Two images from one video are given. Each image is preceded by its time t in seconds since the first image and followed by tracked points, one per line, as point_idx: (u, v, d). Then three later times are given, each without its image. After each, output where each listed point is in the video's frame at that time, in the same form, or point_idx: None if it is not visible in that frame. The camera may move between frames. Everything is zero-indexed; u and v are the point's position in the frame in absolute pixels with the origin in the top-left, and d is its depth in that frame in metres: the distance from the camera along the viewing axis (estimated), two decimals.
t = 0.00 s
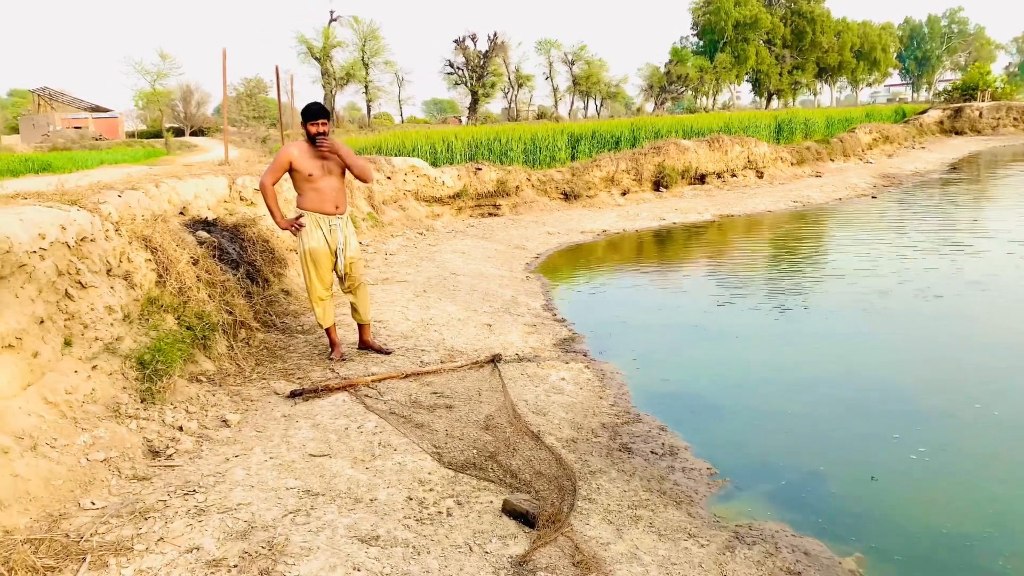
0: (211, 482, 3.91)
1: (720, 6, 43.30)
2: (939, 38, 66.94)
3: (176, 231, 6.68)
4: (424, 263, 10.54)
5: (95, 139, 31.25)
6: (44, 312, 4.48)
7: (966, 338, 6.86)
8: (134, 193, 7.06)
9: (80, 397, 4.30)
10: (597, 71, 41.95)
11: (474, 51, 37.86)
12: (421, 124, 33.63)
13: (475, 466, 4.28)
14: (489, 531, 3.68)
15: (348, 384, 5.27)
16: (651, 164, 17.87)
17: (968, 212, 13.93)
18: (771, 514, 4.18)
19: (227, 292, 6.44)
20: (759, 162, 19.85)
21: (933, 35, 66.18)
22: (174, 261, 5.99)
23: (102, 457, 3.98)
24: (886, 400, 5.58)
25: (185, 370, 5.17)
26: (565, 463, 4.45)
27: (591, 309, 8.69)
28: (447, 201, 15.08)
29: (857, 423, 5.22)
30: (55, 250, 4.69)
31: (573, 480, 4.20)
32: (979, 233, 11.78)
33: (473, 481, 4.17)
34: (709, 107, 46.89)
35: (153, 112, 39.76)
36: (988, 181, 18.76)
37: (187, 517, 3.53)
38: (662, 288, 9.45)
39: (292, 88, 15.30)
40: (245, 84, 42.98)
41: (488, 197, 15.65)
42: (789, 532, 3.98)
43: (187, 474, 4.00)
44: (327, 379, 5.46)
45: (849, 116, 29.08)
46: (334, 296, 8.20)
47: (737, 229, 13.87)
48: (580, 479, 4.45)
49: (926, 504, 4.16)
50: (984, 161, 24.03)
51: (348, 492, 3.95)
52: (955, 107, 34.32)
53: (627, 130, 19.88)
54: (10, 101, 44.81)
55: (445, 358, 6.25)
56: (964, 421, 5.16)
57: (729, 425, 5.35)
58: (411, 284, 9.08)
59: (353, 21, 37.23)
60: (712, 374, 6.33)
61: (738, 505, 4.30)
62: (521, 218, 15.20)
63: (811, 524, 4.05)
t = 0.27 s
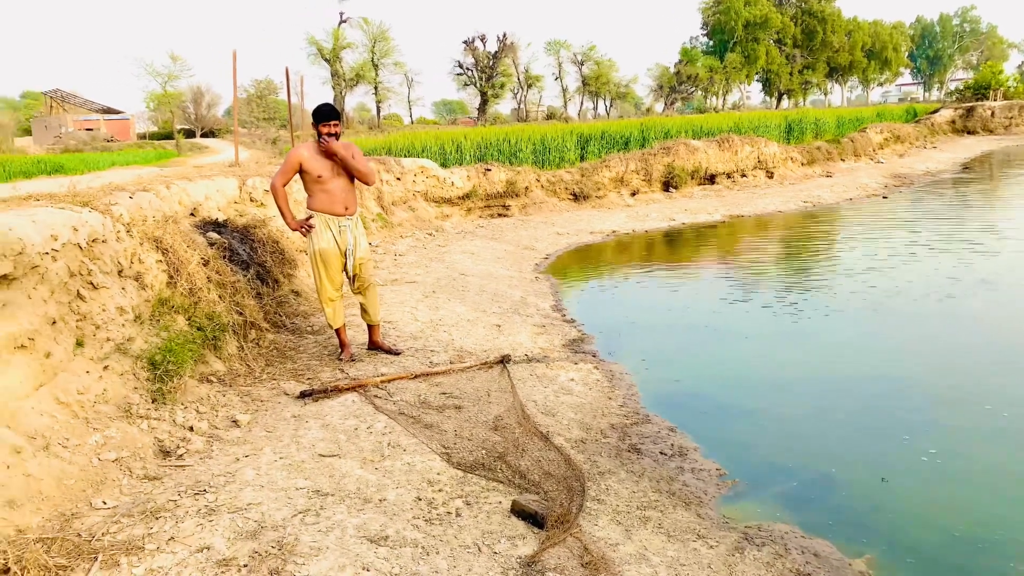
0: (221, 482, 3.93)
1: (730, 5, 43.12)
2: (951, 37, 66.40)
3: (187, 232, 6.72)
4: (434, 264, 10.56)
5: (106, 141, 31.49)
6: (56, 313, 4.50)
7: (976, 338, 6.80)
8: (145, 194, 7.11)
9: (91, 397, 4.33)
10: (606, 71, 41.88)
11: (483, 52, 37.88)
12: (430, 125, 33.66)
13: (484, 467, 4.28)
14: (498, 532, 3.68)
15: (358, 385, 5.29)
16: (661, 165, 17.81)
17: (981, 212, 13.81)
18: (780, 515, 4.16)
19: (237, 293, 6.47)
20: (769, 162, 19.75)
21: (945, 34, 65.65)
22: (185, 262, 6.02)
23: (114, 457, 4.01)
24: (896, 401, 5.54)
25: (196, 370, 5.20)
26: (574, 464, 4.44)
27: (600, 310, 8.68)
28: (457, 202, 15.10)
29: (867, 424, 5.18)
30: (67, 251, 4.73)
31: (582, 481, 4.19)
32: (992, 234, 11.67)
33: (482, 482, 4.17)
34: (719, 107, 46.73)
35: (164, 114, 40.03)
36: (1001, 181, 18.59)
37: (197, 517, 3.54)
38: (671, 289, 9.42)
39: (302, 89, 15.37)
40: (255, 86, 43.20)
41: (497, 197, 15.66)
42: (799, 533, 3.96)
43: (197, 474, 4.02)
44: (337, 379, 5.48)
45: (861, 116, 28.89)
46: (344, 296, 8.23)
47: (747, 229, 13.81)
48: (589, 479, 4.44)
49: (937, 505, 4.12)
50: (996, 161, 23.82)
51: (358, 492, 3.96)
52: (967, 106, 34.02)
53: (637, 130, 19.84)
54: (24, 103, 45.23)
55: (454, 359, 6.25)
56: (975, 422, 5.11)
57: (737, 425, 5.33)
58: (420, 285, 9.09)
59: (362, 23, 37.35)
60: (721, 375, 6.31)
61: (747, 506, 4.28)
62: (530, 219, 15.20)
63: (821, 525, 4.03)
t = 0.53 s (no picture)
0: (232, 481, 3.95)
1: (739, 5, 42.98)
2: (963, 36, 65.92)
3: (198, 233, 6.76)
4: (443, 264, 10.57)
5: (118, 142, 31.74)
6: (69, 313, 4.54)
7: (987, 338, 6.75)
8: (156, 195, 7.16)
9: (104, 396, 4.36)
10: (615, 72, 41.83)
11: (492, 52, 37.92)
12: (439, 126, 33.72)
13: (493, 467, 4.28)
14: (508, 531, 3.68)
15: (368, 384, 5.30)
16: (670, 165, 17.77)
17: (994, 212, 13.70)
18: (790, 515, 4.14)
19: (248, 293, 6.51)
20: (779, 162, 19.67)
21: (957, 33, 65.19)
22: (196, 262, 6.06)
23: (126, 456, 4.04)
24: (906, 401, 5.50)
25: (207, 370, 5.23)
26: (584, 464, 4.44)
27: (609, 310, 8.67)
28: (466, 202, 15.12)
29: (876, 424, 5.15)
30: (80, 252, 4.77)
31: (591, 480, 4.19)
32: (1004, 233, 11.57)
33: (492, 482, 4.17)
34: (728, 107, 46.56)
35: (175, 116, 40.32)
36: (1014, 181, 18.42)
37: (209, 516, 3.57)
38: (680, 289, 9.40)
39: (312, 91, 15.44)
40: (265, 87, 43.44)
41: (506, 198, 15.67)
42: (809, 533, 3.93)
43: (208, 473, 4.05)
44: (347, 379, 5.50)
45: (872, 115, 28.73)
46: (353, 296, 8.25)
47: (757, 229, 13.75)
48: (599, 479, 4.44)
49: (948, 506, 4.09)
50: (1009, 160, 23.62)
51: (368, 491, 3.97)
52: (979, 106, 33.76)
53: (646, 130, 19.80)
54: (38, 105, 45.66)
55: (463, 359, 6.26)
56: (986, 422, 5.07)
57: (746, 425, 5.31)
58: (430, 285, 9.11)
59: (371, 24, 37.49)
60: (730, 375, 6.28)
61: (756, 506, 4.26)
62: (539, 219, 15.20)
63: (831, 525, 4.00)
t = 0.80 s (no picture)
0: (238, 481, 3.95)
1: (745, 5, 42.87)
2: (970, 36, 65.57)
3: (204, 233, 6.78)
4: (449, 265, 10.57)
5: (125, 143, 31.88)
6: (76, 313, 4.56)
7: (994, 338, 6.72)
8: (163, 196, 7.19)
9: (111, 396, 4.38)
10: (620, 72, 41.77)
11: (497, 53, 37.91)
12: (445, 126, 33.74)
13: (499, 467, 4.28)
14: (513, 531, 3.68)
15: (373, 384, 5.30)
16: (676, 165, 17.73)
17: (1002, 212, 13.61)
18: (796, 516, 4.12)
19: (254, 293, 6.52)
20: (785, 162, 19.60)
21: (964, 33, 64.86)
22: (202, 263, 6.08)
23: (132, 456, 4.05)
24: (912, 401, 5.47)
25: (213, 370, 5.24)
26: (589, 465, 4.43)
27: (615, 311, 8.66)
28: (471, 203, 15.12)
29: (882, 425, 5.12)
30: (86, 252, 4.79)
31: (597, 481, 4.18)
32: (1012, 233, 11.50)
33: (497, 482, 4.16)
34: (734, 107, 46.44)
35: (182, 117, 40.49)
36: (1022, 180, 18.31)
37: (215, 516, 3.57)
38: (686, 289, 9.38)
39: (318, 91, 15.47)
40: (271, 88, 43.57)
41: (511, 198, 15.66)
42: (816, 534, 3.92)
43: (214, 473, 4.05)
44: (353, 379, 5.50)
45: (878, 115, 28.63)
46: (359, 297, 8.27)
47: (764, 229, 13.70)
48: (605, 480, 4.43)
49: (955, 506, 4.07)
50: (1017, 160, 23.49)
51: (374, 491, 3.97)
52: (987, 106, 33.56)
53: (652, 130, 19.77)
54: (45, 107, 45.87)
55: (469, 359, 6.26)
56: (992, 422, 5.05)
57: (751, 426, 5.29)
58: (435, 285, 9.12)
59: (377, 25, 37.55)
60: (736, 375, 6.27)
61: (763, 506, 4.25)
62: (544, 220, 15.19)
63: (839, 526, 3.98)
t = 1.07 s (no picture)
0: (242, 481, 3.95)
1: (748, 5, 42.82)
2: (974, 35, 65.39)
3: (208, 233, 6.79)
4: (452, 265, 10.58)
5: (129, 144, 31.93)
6: (80, 313, 4.57)
7: (998, 338, 6.70)
8: (166, 196, 7.20)
9: (114, 396, 4.38)
10: (623, 72, 41.74)
11: (500, 53, 37.91)
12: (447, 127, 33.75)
13: (502, 467, 4.28)
14: (517, 532, 3.68)
15: (377, 385, 5.30)
16: (679, 165, 17.70)
17: (1006, 212, 13.58)
18: (799, 516, 4.11)
19: (258, 293, 6.52)
20: (789, 162, 19.57)
21: (968, 32, 64.70)
22: (206, 263, 6.08)
23: (136, 456, 4.05)
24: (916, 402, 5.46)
25: (217, 370, 5.25)
26: (592, 465, 4.43)
27: (617, 311, 8.65)
28: (474, 203, 15.13)
29: (886, 425, 5.11)
30: (90, 253, 4.79)
31: (600, 481, 4.17)
32: (1017, 233, 11.46)
33: (501, 482, 4.16)
34: (737, 107, 46.39)
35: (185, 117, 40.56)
36: None
37: (218, 516, 3.57)
38: (689, 289, 9.37)
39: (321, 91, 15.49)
40: (274, 89, 43.62)
41: (514, 198, 15.66)
42: (820, 535, 3.91)
43: (218, 473, 4.06)
44: (356, 380, 5.50)
45: (882, 115, 28.57)
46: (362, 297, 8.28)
47: (767, 229, 13.68)
48: (608, 480, 4.42)
49: (960, 507, 4.06)
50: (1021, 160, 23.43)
51: (377, 491, 3.97)
52: (991, 106, 33.48)
53: (655, 130, 19.75)
54: (49, 107, 45.98)
55: (472, 359, 6.26)
56: (996, 422, 5.03)
57: (754, 427, 5.28)
58: (438, 285, 9.12)
59: (380, 25, 37.58)
60: (739, 376, 6.25)
61: (766, 506, 4.24)
62: (547, 220, 15.18)
63: (843, 527, 3.97)
